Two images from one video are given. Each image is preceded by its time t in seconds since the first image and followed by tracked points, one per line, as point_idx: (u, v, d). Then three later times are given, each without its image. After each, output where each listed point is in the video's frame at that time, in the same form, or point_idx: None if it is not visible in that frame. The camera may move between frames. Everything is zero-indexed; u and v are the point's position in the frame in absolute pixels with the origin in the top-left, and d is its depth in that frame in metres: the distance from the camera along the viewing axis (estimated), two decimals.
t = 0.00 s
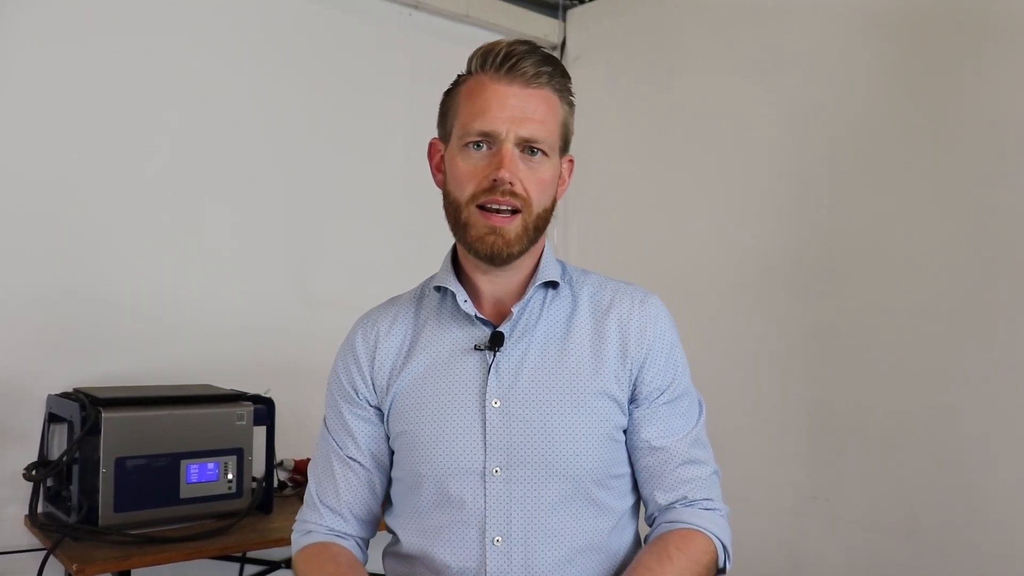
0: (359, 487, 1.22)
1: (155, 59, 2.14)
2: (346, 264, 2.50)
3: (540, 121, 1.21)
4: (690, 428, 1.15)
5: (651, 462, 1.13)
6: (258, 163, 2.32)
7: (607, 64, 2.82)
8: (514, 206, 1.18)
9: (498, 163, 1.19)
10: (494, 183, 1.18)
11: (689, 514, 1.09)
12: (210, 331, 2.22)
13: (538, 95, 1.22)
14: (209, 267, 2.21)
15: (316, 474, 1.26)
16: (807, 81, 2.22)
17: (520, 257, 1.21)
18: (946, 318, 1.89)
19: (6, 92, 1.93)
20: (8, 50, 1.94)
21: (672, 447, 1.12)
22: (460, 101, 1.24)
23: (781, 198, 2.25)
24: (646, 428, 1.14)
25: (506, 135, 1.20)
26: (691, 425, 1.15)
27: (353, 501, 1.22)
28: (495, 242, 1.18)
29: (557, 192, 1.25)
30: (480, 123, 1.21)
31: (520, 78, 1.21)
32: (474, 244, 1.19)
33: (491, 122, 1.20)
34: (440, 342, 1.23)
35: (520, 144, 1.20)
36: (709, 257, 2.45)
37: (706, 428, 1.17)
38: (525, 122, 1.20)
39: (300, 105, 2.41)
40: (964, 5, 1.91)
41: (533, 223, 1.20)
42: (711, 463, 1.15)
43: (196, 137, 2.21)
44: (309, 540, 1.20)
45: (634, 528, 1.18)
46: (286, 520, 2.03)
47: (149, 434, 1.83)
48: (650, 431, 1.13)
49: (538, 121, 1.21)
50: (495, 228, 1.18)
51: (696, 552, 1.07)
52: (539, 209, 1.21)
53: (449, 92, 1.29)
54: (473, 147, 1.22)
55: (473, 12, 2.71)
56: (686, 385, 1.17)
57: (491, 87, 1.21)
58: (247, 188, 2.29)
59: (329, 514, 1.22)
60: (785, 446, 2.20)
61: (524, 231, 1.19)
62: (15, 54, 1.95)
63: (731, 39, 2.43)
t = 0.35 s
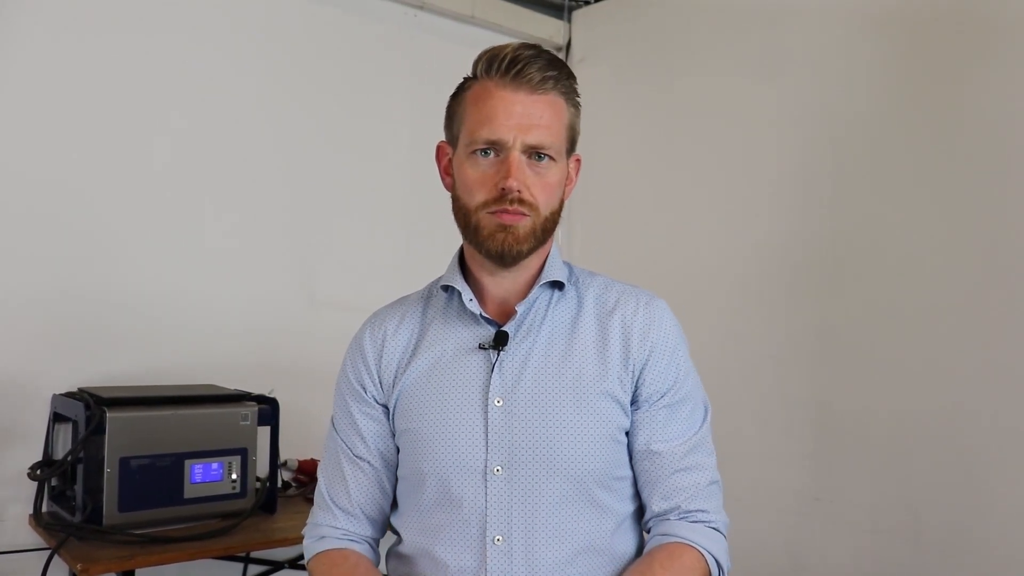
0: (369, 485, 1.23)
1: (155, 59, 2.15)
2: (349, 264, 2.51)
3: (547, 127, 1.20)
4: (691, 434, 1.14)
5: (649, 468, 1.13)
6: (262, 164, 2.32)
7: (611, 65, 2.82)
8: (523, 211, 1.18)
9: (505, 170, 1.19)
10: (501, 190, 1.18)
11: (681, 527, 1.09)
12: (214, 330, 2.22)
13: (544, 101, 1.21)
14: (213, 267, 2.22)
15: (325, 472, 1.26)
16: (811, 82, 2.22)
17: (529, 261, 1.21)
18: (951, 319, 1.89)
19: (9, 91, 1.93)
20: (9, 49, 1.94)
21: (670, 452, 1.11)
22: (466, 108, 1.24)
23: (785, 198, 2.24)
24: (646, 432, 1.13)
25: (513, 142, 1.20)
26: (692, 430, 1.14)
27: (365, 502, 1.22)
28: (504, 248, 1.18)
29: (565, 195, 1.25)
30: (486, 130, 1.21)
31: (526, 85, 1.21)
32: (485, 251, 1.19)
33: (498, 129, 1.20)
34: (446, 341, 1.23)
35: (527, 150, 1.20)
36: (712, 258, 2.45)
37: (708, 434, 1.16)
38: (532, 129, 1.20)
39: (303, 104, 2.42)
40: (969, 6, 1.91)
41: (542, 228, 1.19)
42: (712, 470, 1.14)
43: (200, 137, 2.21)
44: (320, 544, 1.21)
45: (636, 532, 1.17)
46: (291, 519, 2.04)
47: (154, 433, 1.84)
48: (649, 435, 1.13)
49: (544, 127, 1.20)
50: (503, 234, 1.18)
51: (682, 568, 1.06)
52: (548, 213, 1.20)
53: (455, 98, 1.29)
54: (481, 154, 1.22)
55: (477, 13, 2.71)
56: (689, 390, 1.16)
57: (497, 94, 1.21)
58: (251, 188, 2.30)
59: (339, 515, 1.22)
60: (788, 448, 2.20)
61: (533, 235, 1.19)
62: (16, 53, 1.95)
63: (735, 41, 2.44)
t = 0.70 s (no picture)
0: (371, 487, 1.23)
1: (156, 59, 2.14)
2: (350, 264, 2.51)
3: (545, 133, 1.20)
4: (698, 434, 1.14)
5: (657, 468, 1.12)
6: (263, 164, 2.32)
7: (612, 65, 2.83)
8: (524, 218, 1.18)
9: (505, 177, 1.18)
10: (502, 198, 1.18)
11: (692, 529, 1.09)
12: (216, 331, 2.22)
13: (542, 106, 1.21)
14: (214, 267, 2.22)
15: (328, 474, 1.26)
16: (812, 82, 2.22)
17: (531, 266, 1.21)
18: (953, 320, 1.89)
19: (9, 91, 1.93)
20: (10, 50, 1.94)
21: (679, 453, 1.11)
22: (464, 114, 1.24)
23: (787, 198, 2.25)
24: (653, 432, 1.13)
25: (511, 149, 1.19)
26: (699, 431, 1.14)
27: (365, 503, 1.22)
28: (506, 255, 1.18)
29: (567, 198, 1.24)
30: (485, 137, 1.20)
31: (523, 90, 1.20)
32: (486, 258, 1.20)
33: (496, 136, 1.19)
34: (450, 343, 1.23)
35: (527, 156, 1.19)
36: (714, 258, 2.45)
37: (715, 434, 1.16)
38: (530, 135, 1.19)
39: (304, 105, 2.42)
40: (970, 6, 1.91)
41: (543, 233, 1.20)
42: (720, 470, 1.14)
43: (201, 137, 2.21)
44: (321, 545, 1.21)
45: (642, 533, 1.17)
46: (293, 520, 2.04)
47: (156, 434, 1.84)
48: (657, 436, 1.12)
49: (544, 132, 1.20)
50: (504, 241, 1.18)
51: (696, 568, 1.06)
52: (549, 218, 1.20)
53: (453, 102, 1.28)
54: (480, 160, 1.21)
55: (479, 12, 2.71)
56: (696, 390, 1.16)
57: (494, 101, 1.20)
58: (252, 188, 2.30)
59: (342, 516, 1.23)
60: (790, 447, 2.20)
61: (534, 241, 1.19)
62: (17, 53, 1.95)
63: (736, 40, 2.44)
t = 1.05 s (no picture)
0: (372, 486, 1.23)
1: (158, 57, 2.14)
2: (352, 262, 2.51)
3: (506, 155, 1.16)
4: (707, 434, 1.13)
5: (665, 468, 1.12)
6: (265, 163, 2.32)
7: (613, 63, 2.82)
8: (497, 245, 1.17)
9: (470, 207, 1.16)
10: (470, 228, 1.16)
11: (702, 526, 1.08)
12: (217, 329, 2.22)
13: (499, 129, 1.16)
14: (216, 265, 2.22)
15: (328, 472, 1.27)
16: (814, 82, 2.22)
17: (516, 285, 1.20)
18: (956, 320, 1.89)
19: (12, 90, 1.93)
20: (14, 48, 1.93)
21: (687, 453, 1.11)
22: (432, 142, 1.22)
23: (789, 198, 2.25)
24: (660, 433, 1.12)
25: (473, 178, 1.16)
26: (708, 430, 1.13)
27: (368, 502, 1.22)
28: (485, 283, 1.18)
29: (549, 207, 1.21)
30: (447, 168, 1.18)
31: (479, 113, 1.17)
32: (469, 284, 1.20)
33: (456, 167, 1.17)
34: (453, 345, 1.23)
35: (491, 182, 1.16)
36: (716, 257, 2.45)
37: (724, 433, 1.15)
38: (492, 159, 1.16)
39: (306, 103, 2.42)
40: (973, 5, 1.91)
41: (521, 254, 1.18)
42: (729, 469, 1.13)
43: (203, 136, 2.21)
44: (323, 541, 1.21)
45: (648, 533, 1.17)
46: (295, 519, 2.04)
47: (156, 433, 1.84)
48: (666, 436, 1.12)
49: (505, 155, 1.16)
50: (480, 271, 1.17)
51: (707, 566, 1.06)
52: (527, 237, 1.18)
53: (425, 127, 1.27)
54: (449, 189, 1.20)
55: (481, 11, 2.71)
56: (704, 390, 1.15)
57: (453, 130, 1.18)
58: (254, 187, 2.30)
59: (342, 513, 1.22)
60: (792, 447, 2.20)
61: (512, 264, 1.18)
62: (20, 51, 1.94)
63: (738, 39, 2.43)
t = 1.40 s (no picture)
0: (368, 482, 1.22)
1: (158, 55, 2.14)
2: (351, 260, 2.50)
3: (485, 164, 1.15)
4: (709, 433, 1.12)
5: (667, 467, 1.11)
6: (264, 161, 2.32)
7: (613, 62, 2.82)
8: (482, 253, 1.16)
9: (453, 217, 1.16)
10: (453, 239, 1.16)
11: (709, 520, 1.07)
12: (216, 328, 2.22)
13: (478, 138, 1.16)
14: (215, 263, 2.21)
15: (326, 468, 1.27)
16: (814, 81, 2.21)
17: (506, 292, 1.19)
18: (957, 319, 1.88)
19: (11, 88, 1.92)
20: (13, 47, 1.93)
21: (690, 452, 1.09)
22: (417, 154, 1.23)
23: (789, 197, 2.24)
24: (660, 434, 1.11)
25: (453, 188, 1.16)
26: (709, 430, 1.12)
27: (360, 494, 1.22)
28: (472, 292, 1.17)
29: (537, 213, 1.20)
30: (430, 179, 1.18)
31: (457, 124, 1.17)
32: (460, 293, 1.20)
33: (437, 178, 1.17)
34: (452, 346, 1.23)
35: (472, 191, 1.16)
36: (715, 256, 2.44)
37: (726, 432, 1.14)
38: (470, 169, 1.15)
39: (305, 102, 2.41)
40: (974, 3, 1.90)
41: (508, 262, 1.17)
42: (732, 467, 1.12)
43: (202, 134, 2.20)
44: (314, 528, 1.21)
45: (649, 532, 1.16)
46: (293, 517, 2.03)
47: (153, 432, 1.83)
48: (668, 437, 1.11)
49: (485, 164, 1.15)
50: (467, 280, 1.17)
51: (721, 558, 1.04)
52: (513, 244, 1.17)
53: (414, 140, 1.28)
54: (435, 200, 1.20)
55: (480, 9, 2.70)
56: (705, 390, 1.14)
57: (433, 141, 1.18)
58: (253, 185, 2.29)
59: (336, 506, 1.22)
60: (791, 446, 2.20)
61: (499, 272, 1.17)
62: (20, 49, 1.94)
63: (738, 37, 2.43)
